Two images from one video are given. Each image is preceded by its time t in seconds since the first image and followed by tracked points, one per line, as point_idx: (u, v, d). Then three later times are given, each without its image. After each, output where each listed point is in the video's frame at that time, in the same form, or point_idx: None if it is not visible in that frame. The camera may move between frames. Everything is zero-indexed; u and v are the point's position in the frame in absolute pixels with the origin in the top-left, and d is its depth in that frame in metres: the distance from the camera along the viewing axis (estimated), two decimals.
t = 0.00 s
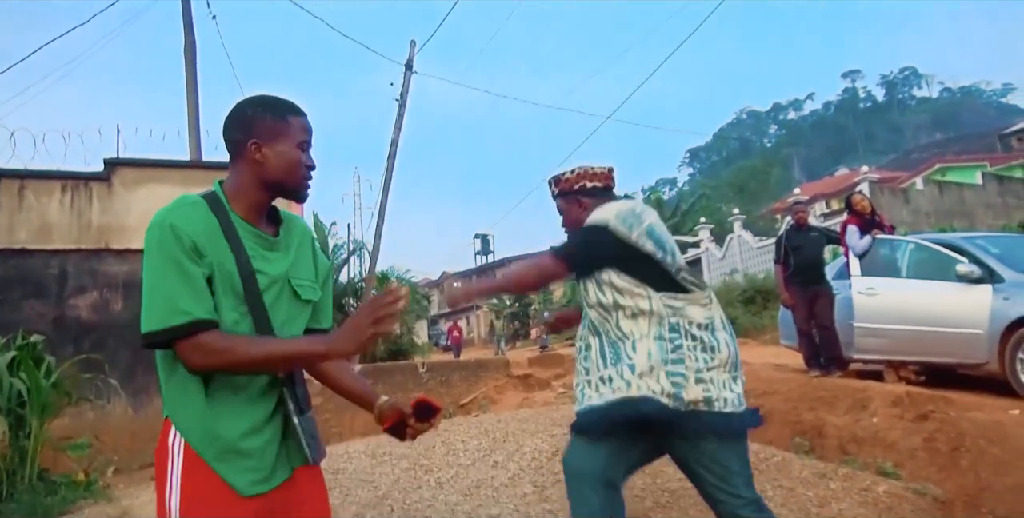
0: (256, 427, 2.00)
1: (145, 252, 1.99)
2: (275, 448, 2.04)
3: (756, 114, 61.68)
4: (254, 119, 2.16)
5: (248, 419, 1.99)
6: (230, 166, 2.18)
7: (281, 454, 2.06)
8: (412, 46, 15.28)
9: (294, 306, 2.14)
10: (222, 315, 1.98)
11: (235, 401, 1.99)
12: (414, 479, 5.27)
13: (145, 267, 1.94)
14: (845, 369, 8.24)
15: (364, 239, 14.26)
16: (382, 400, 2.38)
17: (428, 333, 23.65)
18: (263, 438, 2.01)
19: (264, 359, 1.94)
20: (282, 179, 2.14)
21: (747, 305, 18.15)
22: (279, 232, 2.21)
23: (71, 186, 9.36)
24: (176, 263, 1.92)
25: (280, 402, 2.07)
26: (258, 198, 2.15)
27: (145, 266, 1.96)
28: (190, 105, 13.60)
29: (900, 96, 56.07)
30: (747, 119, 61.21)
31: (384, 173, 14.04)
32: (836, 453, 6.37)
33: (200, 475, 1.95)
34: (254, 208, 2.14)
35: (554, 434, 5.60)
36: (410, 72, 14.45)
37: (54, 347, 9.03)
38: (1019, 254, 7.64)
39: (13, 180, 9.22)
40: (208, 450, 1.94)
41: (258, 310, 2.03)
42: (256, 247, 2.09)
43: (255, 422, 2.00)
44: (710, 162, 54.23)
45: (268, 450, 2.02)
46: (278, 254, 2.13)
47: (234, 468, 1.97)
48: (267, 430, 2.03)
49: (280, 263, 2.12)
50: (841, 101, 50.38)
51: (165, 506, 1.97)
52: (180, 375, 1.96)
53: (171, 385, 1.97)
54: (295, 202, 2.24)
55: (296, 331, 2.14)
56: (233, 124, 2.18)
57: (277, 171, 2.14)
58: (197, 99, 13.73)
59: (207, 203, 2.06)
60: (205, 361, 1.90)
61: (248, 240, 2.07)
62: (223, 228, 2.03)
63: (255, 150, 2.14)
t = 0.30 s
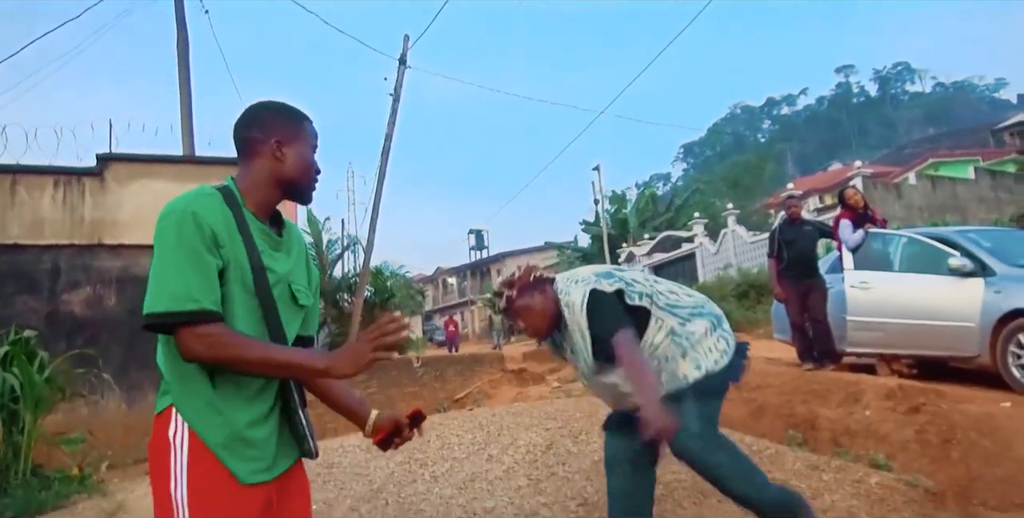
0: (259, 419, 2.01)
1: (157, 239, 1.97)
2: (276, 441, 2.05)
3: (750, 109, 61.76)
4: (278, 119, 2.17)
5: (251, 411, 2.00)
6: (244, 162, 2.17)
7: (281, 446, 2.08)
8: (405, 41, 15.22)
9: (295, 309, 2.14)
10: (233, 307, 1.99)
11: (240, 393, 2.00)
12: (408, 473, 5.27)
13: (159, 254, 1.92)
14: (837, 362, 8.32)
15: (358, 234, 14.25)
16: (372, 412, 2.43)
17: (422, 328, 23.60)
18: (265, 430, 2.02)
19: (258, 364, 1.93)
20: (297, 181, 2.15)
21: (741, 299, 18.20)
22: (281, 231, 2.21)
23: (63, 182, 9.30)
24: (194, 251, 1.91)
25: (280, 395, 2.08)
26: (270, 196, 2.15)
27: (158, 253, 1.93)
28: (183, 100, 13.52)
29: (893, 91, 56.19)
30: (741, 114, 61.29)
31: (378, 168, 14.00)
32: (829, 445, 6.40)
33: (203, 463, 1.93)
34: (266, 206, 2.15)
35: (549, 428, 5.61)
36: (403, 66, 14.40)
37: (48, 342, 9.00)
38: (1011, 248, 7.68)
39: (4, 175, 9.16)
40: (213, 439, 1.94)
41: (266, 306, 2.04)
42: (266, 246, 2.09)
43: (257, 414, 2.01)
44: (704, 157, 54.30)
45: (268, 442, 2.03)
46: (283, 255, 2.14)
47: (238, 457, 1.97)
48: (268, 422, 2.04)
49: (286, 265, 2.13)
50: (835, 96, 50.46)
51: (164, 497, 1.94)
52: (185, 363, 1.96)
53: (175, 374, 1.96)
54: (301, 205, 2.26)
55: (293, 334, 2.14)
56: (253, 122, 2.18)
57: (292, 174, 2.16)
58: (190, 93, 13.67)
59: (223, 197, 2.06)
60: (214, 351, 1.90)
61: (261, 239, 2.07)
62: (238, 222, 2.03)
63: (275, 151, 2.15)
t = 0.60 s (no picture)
0: (244, 410, 2.01)
1: (162, 219, 1.94)
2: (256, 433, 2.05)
3: (741, 104, 61.90)
4: (277, 116, 2.18)
5: (239, 401, 2.00)
6: (241, 157, 2.17)
7: (262, 439, 2.08)
8: (397, 35, 15.17)
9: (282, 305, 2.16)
10: (237, 296, 1.99)
11: (229, 382, 2.00)
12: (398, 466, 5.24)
13: (170, 234, 1.90)
14: (826, 355, 8.35)
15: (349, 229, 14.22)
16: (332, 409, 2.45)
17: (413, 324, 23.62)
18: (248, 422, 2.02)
19: (257, 354, 1.93)
20: (297, 177, 2.17)
21: (732, 294, 18.29)
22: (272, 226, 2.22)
23: (52, 176, 9.23)
24: (206, 234, 1.90)
25: (265, 387, 2.09)
26: (268, 192, 2.16)
27: (167, 233, 1.91)
28: (173, 94, 13.45)
29: (883, 86, 56.46)
30: (732, 109, 61.43)
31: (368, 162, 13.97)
32: (818, 437, 6.44)
33: (185, 450, 1.92)
34: (263, 200, 2.15)
35: (539, 421, 5.63)
36: (395, 61, 14.36)
37: (37, 338, 8.96)
38: (999, 241, 7.73)
39: None
40: (199, 427, 1.93)
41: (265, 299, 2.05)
42: (263, 239, 2.10)
43: (244, 405, 2.01)
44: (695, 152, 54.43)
45: (250, 435, 2.03)
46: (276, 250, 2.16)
47: (221, 448, 1.96)
48: (252, 414, 2.04)
49: (278, 260, 2.15)
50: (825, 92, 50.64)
51: (137, 485, 1.91)
52: (178, 348, 1.95)
53: (165, 358, 1.94)
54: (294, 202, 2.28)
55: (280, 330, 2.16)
56: (251, 118, 2.19)
57: (290, 170, 2.18)
58: (179, 87, 13.58)
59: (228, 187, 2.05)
60: (220, 338, 1.89)
61: (260, 231, 2.08)
62: (243, 211, 2.04)
63: (276, 146, 2.16)
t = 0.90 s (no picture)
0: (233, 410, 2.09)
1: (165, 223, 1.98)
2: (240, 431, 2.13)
3: (730, 95, 62.00)
4: (242, 106, 2.24)
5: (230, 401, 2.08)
6: (207, 148, 2.22)
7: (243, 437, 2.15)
8: (385, 25, 15.12)
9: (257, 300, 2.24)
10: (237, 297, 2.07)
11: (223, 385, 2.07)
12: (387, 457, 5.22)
13: (179, 239, 1.95)
14: (814, 344, 8.44)
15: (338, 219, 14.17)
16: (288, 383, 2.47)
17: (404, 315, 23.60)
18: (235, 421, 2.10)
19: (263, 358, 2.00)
20: (264, 167, 2.24)
21: (721, 284, 18.36)
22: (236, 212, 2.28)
23: (38, 167, 9.12)
24: (214, 241, 1.97)
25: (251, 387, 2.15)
26: (236, 182, 2.23)
27: (174, 237, 1.95)
28: (160, 85, 13.36)
29: (871, 78, 56.69)
30: (721, 100, 61.53)
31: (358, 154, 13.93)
32: (806, 425, 6.49)
33: (177, 453, 1.99)
34: (231, 190, 2.22)
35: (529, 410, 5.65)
36: (384, 51, 14.31)
37: (24, 329, 8.90)
38: (985, 230, 7.79)
39: None
40: (196, 430, 2.00)
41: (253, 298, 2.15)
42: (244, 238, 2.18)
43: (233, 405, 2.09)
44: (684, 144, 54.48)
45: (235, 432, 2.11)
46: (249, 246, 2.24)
47: (211, 445, 2.03)
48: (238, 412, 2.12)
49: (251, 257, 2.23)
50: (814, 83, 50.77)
51: (125, 475, 1.96)
52: (179, 351, 1.99)
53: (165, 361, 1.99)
54: (257, 190, 2.35)
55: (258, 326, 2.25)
56: (214, 107, 2.23)
57: (255, 160, 2.25)
58: (166, 78, 13.48)
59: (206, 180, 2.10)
60: (229, 342, 1.96)
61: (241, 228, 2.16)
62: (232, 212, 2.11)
63: (243, 136, 2.23)
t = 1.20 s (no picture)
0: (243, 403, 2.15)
1: (199, 218, 2.03)
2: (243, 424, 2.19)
3: (720, 90, 62.08)
4: (244, 106, 2.33)
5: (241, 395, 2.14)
6: (213, 150, 2.28)
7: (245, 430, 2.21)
8: (376, 18, 15.04)
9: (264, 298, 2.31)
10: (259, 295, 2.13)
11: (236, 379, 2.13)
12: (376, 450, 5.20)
13: (216, 235, 2.00)
14: (804, 337, 8.48)
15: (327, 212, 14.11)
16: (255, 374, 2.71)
17: (395, 308, 23.57)
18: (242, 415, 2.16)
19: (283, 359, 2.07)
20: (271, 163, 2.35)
21: (711, 278, 18.44)
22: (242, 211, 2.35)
23: (24, 158, 8.97)
24: (248, 239, 2.04)
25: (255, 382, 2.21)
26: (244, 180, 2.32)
27: (210, 233, 2.00)
28: (149, 76, 13.24)
29: (861, 73, 56.90)
30: (712, 95, 61.60)
31: (348, 146, 13.88)
32: (795, 418, 6.52)
33: (197, 446, 2.01)
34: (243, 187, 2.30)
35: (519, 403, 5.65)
36: (374, 44, 14.24)
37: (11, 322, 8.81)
38: (973, 224, 7.83)
39: None
40: (219, 423, 2.05)
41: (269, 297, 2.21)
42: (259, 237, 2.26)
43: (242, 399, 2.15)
44: (675, 138, 54.50)
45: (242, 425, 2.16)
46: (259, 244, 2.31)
47: (226, 436, 2.08)
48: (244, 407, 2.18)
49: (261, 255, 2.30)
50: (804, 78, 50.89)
51: (148, 465, 1.96)
52: (207, 342, 2.04)
53: (198, 353, 2.03)
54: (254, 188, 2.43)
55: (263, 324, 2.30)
56: (215, 111, 2.31)
57: (262, 156, 2.35)
58: (155, 69, 13.37)
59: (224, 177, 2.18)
60: (254, 340, 2.03)
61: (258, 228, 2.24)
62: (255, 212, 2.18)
63: (248, 136, 2.32)
